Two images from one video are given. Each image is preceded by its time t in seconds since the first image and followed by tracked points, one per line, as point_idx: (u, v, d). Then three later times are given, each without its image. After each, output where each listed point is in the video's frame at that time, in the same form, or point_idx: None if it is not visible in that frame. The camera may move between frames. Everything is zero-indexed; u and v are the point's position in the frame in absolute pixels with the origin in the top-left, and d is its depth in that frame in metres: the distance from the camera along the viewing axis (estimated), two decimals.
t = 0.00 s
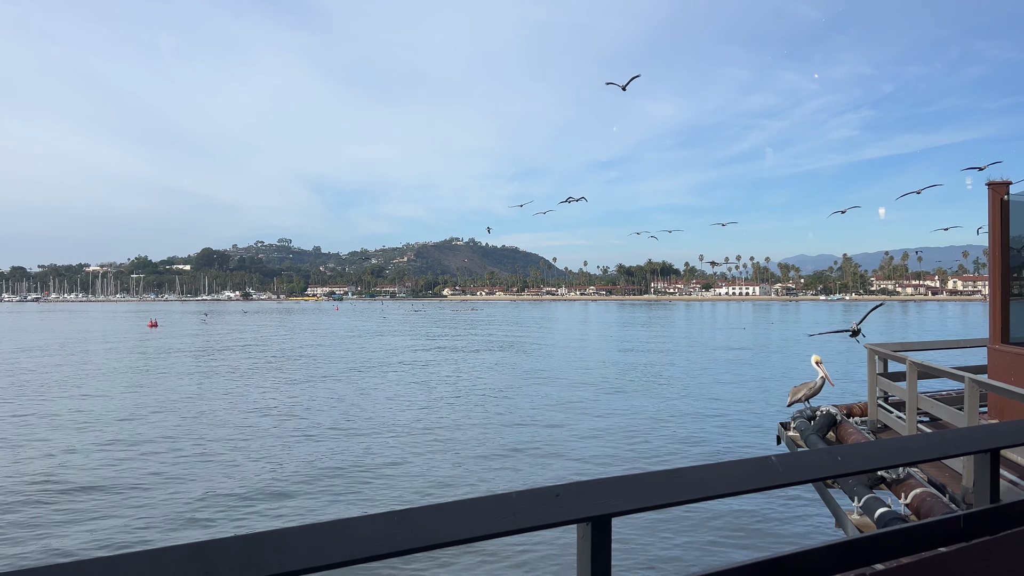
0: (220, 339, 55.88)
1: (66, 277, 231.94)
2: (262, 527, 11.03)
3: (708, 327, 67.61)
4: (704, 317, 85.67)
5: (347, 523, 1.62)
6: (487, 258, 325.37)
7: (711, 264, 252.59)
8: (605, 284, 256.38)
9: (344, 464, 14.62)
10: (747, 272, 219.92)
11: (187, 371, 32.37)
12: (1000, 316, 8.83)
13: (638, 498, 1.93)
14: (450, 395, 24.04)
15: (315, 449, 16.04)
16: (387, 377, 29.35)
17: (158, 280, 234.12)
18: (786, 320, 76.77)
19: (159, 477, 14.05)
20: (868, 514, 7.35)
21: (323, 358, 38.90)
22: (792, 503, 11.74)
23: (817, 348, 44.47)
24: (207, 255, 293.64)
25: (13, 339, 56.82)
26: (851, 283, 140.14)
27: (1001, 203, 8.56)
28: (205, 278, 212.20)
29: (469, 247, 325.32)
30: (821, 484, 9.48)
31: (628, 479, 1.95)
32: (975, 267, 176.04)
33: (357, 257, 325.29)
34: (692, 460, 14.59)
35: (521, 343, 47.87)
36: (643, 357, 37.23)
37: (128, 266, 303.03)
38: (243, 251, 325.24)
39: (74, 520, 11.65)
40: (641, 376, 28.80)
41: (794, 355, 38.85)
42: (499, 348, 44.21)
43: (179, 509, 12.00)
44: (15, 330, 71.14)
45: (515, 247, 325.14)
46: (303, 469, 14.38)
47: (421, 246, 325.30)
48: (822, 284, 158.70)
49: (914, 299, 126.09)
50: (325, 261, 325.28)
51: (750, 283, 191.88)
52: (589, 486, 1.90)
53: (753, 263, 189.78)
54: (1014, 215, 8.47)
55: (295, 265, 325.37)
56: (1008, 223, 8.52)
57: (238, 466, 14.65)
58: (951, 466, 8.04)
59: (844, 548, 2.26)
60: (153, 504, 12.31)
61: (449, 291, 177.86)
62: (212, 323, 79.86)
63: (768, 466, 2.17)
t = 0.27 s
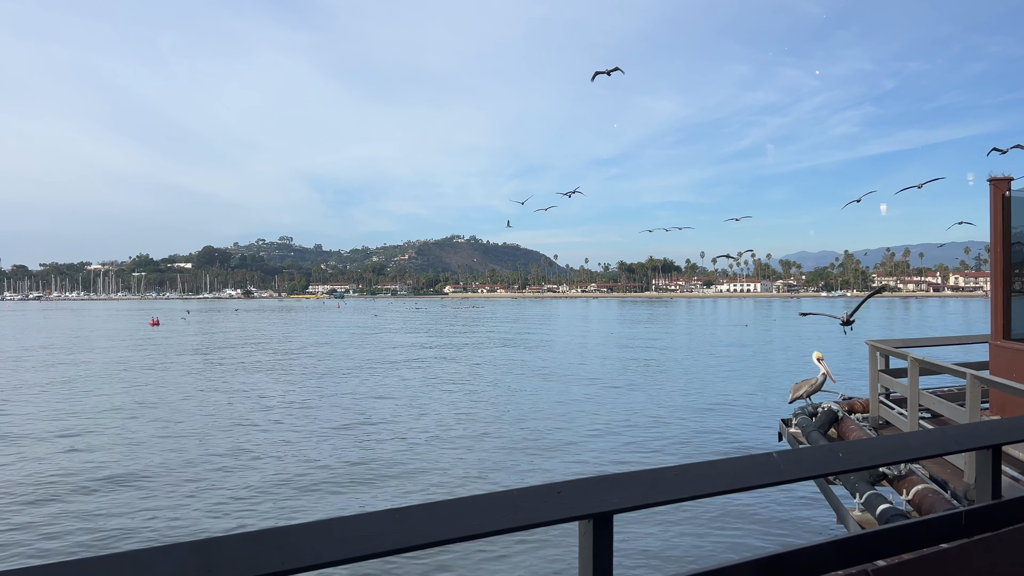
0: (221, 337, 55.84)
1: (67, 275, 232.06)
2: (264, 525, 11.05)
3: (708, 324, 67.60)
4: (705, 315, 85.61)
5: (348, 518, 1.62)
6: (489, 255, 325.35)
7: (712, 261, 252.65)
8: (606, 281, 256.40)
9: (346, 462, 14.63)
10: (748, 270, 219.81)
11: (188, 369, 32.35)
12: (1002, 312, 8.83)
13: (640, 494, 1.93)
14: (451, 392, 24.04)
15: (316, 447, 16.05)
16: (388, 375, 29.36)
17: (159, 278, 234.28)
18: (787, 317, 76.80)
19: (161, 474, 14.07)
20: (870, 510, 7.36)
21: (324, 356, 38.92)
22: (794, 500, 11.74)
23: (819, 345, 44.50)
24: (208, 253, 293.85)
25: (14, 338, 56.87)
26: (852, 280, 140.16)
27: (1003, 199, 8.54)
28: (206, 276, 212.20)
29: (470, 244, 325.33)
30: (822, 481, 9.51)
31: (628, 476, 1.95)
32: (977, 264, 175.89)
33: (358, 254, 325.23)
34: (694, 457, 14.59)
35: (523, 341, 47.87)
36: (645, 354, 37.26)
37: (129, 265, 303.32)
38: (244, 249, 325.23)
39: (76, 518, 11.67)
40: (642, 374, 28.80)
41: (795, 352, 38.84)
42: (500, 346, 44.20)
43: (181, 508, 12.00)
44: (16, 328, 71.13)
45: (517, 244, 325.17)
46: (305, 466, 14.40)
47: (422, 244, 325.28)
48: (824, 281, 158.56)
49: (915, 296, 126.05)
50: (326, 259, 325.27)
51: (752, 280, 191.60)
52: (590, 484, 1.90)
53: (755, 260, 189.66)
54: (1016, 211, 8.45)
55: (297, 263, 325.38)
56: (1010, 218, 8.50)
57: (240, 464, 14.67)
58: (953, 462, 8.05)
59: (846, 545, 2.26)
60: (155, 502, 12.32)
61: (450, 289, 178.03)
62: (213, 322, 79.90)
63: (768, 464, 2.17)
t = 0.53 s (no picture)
0: (223, 335, 55.86)
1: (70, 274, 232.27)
2: (267, 522, 11.06)
3: (710, 321, 67.57)
4: (707, 312, 85.56)
5: (352, 517, 1.62)
6: (491, 253, 325.28)
7: (714, 258, 252.56)
8: (608, 278, 256.22)
9: (348, 460, 14.65)
10: (750, 266, 219.63)
11: (190, 368, 32.36)
12: (1005, 309, 8.82)
13: (643, 492, 1.93)
14: (453, 390, 24.04)
15: (319, 444, 16.07)
16: (390, 373, 29.37)
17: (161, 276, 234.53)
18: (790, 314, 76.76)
19: (164, 473, 14.09)
20: (873, 506, 7.37)
21: (326, 354, 38.92)
22: (797, 496, 11.73)
23: (821, 341, 44.46)
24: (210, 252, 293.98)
25: (17, 336, 56.93)
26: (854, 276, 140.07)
27: (1006, 195, 8.53)
28: (209, 274, 212.42)
29: (472, 242, 325.27)
30: (825, 478, 9.51)
31: (633, 474, 1.95)
32: (979, 260, 175.53)
33: (360, 252, 325.23)
34: (697, 454, 14.59)
35: (525, 338, 47.89)
36: (647, 351, 37.27)
37: (131, 263, 303.54)
38: (246, 247, 325.25)
39: (80, 516, 11.70)
40: (644, 370, 28.78)
41: (798, 348, 38.85)
42: (502, 343, 44.22)
43: (184, 505, 12.02)
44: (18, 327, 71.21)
45: (519, 242, 325.09)
46: (307, 464, 14.41)
47: (424, 241, 325.24)
48: (826, 278, 158.25)
49: (918, 292, 125.86)
50: (328, 257, 325.22)
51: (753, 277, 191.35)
52: (594, 481, 1.90)
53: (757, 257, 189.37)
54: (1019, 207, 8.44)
55: (299, 260, 325.35)
56: (1013, 214, 8.49)
57: (243, 462, 14.69)
58: (956, 458, 8.05)
59: (850, 541, 2.26)
60: (157, 500, 12.34)
61: (452, 287, 178.10)
62: (216, 320, 79.87)
63: (772, 461, 2.16)
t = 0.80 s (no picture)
0: (226, 333, 55.89)
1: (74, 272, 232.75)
2: (270, 520, 11.09)
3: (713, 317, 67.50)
4: (710, 309, 85.52)
5: (354, 514, 1.61)
6: (493, 250, 325.26)
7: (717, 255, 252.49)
8: (610, 275, 256.06)
9: (352, 457, 14.66)
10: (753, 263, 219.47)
11: (193, 366, 32.39)
12: (1008, 305, 8.81)
13: (643, 488, 1.93)
14: (456, 387, 24.07)
15: (323, 442, 16.09)
16: (393, 370, 29.40)
17: (165, 274, 234.97)
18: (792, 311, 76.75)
19: (168, 470, 14.12)
20: (876, 503, 7.36)
21: (329, 351, 38.96)
22: (801, 493, 11.73)
23: (824, 338, 44.45)
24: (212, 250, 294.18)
25: (20, 335, 56.99)
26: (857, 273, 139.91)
27: (1009, 191, 8.52)
28: (211, 273, 212.55)
29: (474, 239, 325.30)
30: (828, 475, 9.49)
31: (633, 470, 1.95)
32: (982, 256, 175.12)
33: (362, 250, 325.27)
34: (701, 452, 14.59)
35: (528, 336, 47.87)
36: (650, 348, 37.27)
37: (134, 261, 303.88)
38: (249, 246, 325.27)
39: (84, 514, 11.73)
40: (647, 368, 28.78)
41: (800, 345, 38.84)
42: (505, 340, 44.24)
43: (188, 503, 12.06)
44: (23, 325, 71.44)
45: (521, 239, 325.09)
46: (311, 461, 14.44)
47: (426, 239, 325.27)
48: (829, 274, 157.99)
49: (921, 289, 125.71)
50: (331, 254, 325.26)
51: (756, 273, 191.17)
52: (596, 478, 1.90)
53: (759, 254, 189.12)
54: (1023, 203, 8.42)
55: (301, 258, 325.40)
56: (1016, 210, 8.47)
57: (247, 460, 14.72)
58: (959, 455, 8.03)
59: (852, 538, 2.25)
60: (161, 498, 12.37)
61: (454, 284, 178.08)
62: (218, 318, 79.90)
63: (775, 458, 2.16)
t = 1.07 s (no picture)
0: (229, 331, 55.90)
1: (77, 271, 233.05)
2: (274, 517, 11.11)
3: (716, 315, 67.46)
4: (713, 305, 85.45)
5: (357, 512, 1.62)
6: (495, 248, 325.28)
7: (719, 252, 252.27)
8: (612, 272, 255.88)
9: (355, 454, 14.69)
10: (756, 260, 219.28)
11: (196, 364, 32.42)
12: (1011, 302, 8.78)
13: (646, 486, 1.93)
14: (460, 385, 24.10)
15: (326, 439, 16.11)
16: (397, 368, 29.42)
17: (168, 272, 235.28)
18: (794, 308, 76.71)
19: (171, 468, 14.14)
20: (878, 500, 7.35)
21: (332, 349, 38.98)
22: (804, 491, 11.72)
23: (826, 335, 44.42)
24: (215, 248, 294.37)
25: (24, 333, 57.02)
26: (860, 269, 139.73)
27: (1012, 187, 8.49)
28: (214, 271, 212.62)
29: (476, 237, 325.30)
30: (830, 472, 9.48)
31: (636, 469, 1.94)
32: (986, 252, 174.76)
33: (365, 248, 325.29)
34: (704, 449, 14.58)
35: (531, 333, 47.84)
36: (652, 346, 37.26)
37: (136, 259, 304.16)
38: (251, 243, 325.33)
39: (88, 512, 11.75)
40: (649, 365, 28.76)
41: (802, 342, 38.83)
42: (507, 338, 44.24)
43: (191, 501, 12.09)
44: (27, 323, 71.56)
45: (523, 237, 325.11)
46: (314, 459, 14.46)
47: (429, 237, 325.31)
48: (832, 271, 157.75)
49: (924, 286, 125.41)
50: (333, 252, 325.27)
51: (758, 270, 190.99)
52: (599, 475, 1.90)
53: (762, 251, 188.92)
54: None
55: (304, 256, 325.44)
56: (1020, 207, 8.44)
57: (249, 458, 14.73)
58: (961, 452, 8.02)
59: (855, 535, 2.25)
60: (164, 496, 12.39)
61: (457, 282, 177.98)
62: (221, 316, 79.84)
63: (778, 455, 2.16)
